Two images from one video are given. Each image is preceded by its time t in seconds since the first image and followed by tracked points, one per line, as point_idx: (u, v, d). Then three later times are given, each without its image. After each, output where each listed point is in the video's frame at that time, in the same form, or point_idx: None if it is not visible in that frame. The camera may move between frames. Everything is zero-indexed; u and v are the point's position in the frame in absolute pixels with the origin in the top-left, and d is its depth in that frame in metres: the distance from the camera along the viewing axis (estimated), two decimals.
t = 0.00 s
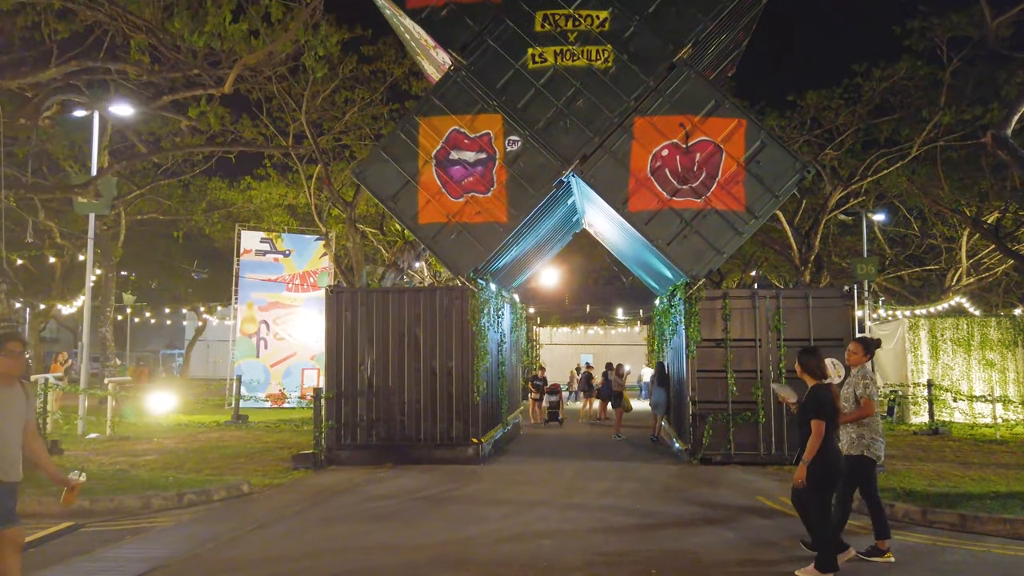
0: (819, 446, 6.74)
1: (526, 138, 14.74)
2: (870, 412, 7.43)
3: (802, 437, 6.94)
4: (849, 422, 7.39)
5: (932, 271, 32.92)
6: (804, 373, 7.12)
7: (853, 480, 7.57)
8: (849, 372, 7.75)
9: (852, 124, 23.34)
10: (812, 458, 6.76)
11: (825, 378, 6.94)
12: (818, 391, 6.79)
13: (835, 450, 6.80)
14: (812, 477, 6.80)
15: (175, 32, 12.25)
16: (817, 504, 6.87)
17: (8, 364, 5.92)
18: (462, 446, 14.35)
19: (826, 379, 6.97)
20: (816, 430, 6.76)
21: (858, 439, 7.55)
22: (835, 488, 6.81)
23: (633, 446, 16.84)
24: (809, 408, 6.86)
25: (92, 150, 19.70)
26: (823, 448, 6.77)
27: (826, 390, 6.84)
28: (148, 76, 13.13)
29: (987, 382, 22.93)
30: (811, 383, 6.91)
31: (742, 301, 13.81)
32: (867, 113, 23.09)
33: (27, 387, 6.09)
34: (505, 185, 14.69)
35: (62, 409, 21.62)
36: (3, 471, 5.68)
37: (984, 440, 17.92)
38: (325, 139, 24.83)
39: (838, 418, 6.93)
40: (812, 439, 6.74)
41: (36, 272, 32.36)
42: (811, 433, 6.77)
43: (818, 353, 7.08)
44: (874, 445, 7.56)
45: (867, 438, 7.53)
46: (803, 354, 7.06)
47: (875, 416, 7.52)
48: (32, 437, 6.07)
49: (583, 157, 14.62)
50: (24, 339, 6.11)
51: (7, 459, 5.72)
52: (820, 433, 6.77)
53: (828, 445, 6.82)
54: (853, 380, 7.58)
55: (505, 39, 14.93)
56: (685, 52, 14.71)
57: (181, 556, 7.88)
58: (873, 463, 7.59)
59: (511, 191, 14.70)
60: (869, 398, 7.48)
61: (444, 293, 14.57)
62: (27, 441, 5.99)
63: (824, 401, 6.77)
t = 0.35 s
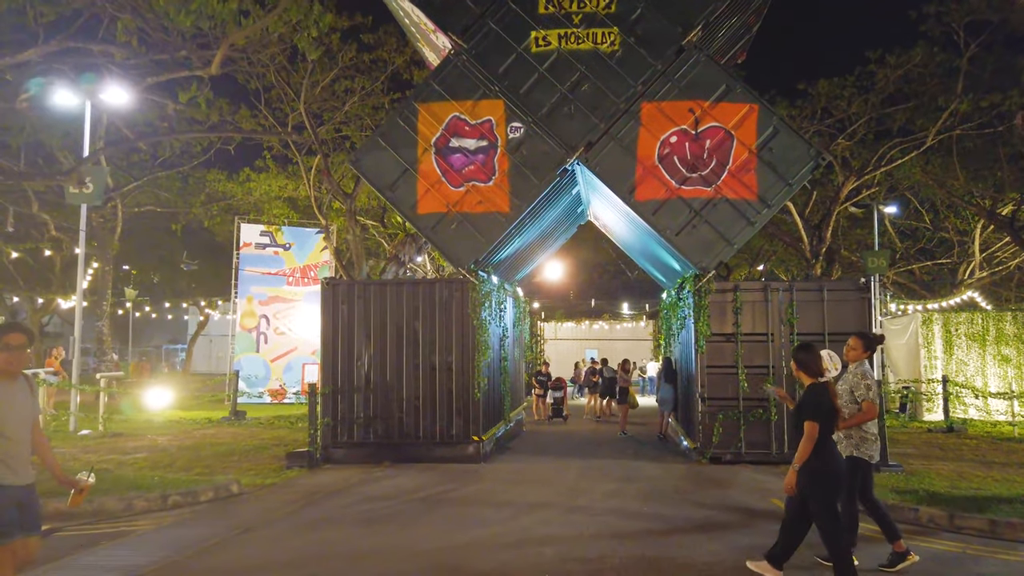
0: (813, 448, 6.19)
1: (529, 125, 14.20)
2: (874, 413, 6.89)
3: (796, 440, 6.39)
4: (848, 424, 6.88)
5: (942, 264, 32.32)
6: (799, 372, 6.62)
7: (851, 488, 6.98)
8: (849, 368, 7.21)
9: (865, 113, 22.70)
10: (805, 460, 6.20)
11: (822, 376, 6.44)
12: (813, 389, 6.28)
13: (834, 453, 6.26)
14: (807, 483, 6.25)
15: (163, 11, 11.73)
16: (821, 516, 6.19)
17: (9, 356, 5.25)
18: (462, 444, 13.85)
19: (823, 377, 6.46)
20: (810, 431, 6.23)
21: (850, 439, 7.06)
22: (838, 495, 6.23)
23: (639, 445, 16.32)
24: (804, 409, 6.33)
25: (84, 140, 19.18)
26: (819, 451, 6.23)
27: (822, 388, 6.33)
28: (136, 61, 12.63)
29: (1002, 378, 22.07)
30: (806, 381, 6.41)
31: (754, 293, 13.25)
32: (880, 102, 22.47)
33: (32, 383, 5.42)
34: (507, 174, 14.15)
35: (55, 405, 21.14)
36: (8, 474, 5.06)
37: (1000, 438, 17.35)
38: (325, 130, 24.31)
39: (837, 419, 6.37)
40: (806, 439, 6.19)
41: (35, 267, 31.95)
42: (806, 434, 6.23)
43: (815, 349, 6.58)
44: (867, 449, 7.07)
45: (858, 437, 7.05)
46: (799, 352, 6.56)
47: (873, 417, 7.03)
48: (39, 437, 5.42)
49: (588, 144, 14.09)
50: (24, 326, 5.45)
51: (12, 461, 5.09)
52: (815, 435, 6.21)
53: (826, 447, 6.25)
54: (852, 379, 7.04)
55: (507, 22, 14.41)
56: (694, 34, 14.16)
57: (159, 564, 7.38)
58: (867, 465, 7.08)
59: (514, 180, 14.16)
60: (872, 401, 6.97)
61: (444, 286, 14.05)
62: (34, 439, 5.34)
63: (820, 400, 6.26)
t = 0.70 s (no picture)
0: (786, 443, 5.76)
1: (526, 109, 13.70)
2: (851, 409, 6.46)
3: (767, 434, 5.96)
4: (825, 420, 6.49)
5: (946, 257, 31.85)
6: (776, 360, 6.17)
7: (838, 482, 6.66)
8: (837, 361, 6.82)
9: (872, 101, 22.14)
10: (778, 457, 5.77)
11: (799, 365, 5.99)
12: (788, 380, 5.83)
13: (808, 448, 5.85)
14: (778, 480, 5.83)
15: None
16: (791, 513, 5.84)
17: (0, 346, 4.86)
18: (457, 440, 13.39)
19: (800, 367, 6.01)
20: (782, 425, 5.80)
21: (839, 437, 6.64)
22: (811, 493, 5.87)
23: (640, 440, 15.85)
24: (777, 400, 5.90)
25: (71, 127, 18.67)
26: (793, 447, 5.81)
27: (797, 378, 5.88)
28: (116, 41, 12.09)
29: (1010, 371, 21.87)
30: (782, 371, 5.95)
31: (758, 283, 12.80)
32: (886, 89, 21.86)
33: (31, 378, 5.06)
34: (503, 160, 13.66)
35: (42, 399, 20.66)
36: None
37: (1009, 433, 16.91)
38: (319, 119, 23.79)
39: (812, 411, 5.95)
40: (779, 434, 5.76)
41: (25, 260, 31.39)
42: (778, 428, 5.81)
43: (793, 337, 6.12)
44: (857, 448, 6.61)
45: (850, 436, 6.59)
46: (776, 339, 6.09)
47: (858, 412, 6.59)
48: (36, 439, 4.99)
49: (587, 130, 13.59)
50: (19, 319, 5.11)
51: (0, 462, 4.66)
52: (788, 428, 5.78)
53: (799, 442, 5.84)
54: (834, 372, 6.68)
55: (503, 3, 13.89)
56: (697, 15, 13.62)
57: (126, 570, 6.89)
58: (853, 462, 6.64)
59: (510, 167, 13.67)
60: (852, 395, 6.54)
61: (438, 276, 13.56)
62: (29, 432, 4.95)
63: (795, 391, 5.81)
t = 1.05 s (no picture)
0: (759, 454, 5.37)
1: (521, 103, 13.24)
2: (829, 419, 6.09)
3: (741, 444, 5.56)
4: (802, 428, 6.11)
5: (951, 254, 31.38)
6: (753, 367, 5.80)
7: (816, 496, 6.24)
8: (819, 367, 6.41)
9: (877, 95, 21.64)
10: (750, 469, 5.37)
11: (776, 372, 5.62)
12: (764, 386, 5.47)
13: (787, 460, 5.44)
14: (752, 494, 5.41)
15: None
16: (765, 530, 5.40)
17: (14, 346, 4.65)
18: (450, 445, 12.93)
19: (778, 373, 5.64)
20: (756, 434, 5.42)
21: (820, 446, 6.24)
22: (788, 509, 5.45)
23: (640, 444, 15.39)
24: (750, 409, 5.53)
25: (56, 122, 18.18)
26: (768, 458, 5.40)
27: (774, 385, 5.52)
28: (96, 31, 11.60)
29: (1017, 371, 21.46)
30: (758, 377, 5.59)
31: (762, 282, 12.33)
32: (891, 83, 21.35)
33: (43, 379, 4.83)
34: (498, 155, 13.20)
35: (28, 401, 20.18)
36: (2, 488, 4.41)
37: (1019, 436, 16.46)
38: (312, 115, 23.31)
39: (790, 420, 5.56)
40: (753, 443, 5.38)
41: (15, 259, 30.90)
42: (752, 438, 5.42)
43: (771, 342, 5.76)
44: (838, 456, 6.23)
45: (830, 443, 6.22)
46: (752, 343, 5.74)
47: (839, 421, 6.21)
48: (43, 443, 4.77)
49: (584, 123, 13.11)
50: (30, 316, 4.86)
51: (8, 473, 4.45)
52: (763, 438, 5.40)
53: (776, 453, 5.43)
54: (815, 378, 6.27)
55: None
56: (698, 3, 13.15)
57: None
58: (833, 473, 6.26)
59: (505, 162, 13.20)
60: (832, 403, 6.16)
61: (431, 275, 13.11)
62: (38, 440, 4.70)
63: (771, 399, 5.44)
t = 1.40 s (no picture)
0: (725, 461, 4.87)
1: (514, 92, 12.76)
2: (819, 420, 5.64)
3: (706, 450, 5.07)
4: (784, 430, 5.63)
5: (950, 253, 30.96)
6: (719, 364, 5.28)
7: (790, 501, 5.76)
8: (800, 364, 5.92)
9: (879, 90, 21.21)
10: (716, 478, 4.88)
11: (742, 370, 5.11)
12: (728, 388, 4.95)
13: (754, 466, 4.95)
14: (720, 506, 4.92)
15: None
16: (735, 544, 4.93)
17: None
18: (441, 447, 12.43)
19: (744, 372, 5.13)
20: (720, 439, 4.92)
21: (801, 449, 5.77)
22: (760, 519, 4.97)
23: (637, 446, 14.89)
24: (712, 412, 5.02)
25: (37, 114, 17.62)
26: (735, 466, 4.91)
27: (738, 385, 5.01)
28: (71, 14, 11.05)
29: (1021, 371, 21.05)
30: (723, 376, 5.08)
31: (763, 278, 11.86)
32: (893, 77, 20.89)
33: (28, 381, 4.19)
34: (490, 146, 12.69)
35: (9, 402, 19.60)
36: None
37: None
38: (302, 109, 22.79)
39: (757, 423, 5.06)
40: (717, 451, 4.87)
41: None
42: (716, 444, 4.92)
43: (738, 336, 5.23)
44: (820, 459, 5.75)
45: (814, 447, 5.74)
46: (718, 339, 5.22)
47: (825, 422, 5.73)
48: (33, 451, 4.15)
49: (580, 114, 12.62)
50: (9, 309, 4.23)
51: None
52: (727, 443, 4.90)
53: (744, 459, 4.93)
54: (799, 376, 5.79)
55: None
56: None
57: None
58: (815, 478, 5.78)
59: (497, 154, 12.71)
60: (819, 403, 5.67)
61: (420, 271, 12.61)
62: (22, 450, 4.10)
63: (736, 400, 4.93)
